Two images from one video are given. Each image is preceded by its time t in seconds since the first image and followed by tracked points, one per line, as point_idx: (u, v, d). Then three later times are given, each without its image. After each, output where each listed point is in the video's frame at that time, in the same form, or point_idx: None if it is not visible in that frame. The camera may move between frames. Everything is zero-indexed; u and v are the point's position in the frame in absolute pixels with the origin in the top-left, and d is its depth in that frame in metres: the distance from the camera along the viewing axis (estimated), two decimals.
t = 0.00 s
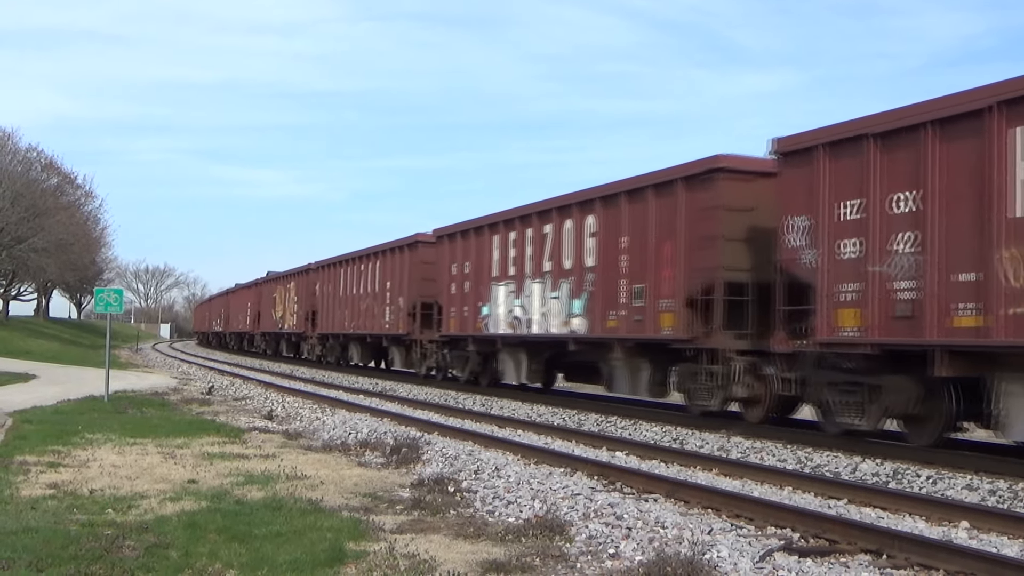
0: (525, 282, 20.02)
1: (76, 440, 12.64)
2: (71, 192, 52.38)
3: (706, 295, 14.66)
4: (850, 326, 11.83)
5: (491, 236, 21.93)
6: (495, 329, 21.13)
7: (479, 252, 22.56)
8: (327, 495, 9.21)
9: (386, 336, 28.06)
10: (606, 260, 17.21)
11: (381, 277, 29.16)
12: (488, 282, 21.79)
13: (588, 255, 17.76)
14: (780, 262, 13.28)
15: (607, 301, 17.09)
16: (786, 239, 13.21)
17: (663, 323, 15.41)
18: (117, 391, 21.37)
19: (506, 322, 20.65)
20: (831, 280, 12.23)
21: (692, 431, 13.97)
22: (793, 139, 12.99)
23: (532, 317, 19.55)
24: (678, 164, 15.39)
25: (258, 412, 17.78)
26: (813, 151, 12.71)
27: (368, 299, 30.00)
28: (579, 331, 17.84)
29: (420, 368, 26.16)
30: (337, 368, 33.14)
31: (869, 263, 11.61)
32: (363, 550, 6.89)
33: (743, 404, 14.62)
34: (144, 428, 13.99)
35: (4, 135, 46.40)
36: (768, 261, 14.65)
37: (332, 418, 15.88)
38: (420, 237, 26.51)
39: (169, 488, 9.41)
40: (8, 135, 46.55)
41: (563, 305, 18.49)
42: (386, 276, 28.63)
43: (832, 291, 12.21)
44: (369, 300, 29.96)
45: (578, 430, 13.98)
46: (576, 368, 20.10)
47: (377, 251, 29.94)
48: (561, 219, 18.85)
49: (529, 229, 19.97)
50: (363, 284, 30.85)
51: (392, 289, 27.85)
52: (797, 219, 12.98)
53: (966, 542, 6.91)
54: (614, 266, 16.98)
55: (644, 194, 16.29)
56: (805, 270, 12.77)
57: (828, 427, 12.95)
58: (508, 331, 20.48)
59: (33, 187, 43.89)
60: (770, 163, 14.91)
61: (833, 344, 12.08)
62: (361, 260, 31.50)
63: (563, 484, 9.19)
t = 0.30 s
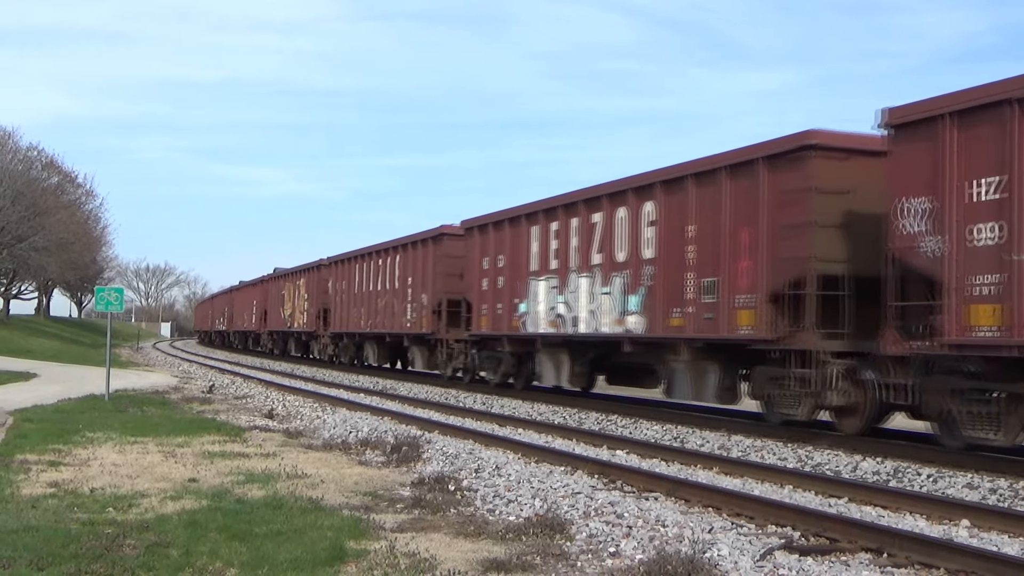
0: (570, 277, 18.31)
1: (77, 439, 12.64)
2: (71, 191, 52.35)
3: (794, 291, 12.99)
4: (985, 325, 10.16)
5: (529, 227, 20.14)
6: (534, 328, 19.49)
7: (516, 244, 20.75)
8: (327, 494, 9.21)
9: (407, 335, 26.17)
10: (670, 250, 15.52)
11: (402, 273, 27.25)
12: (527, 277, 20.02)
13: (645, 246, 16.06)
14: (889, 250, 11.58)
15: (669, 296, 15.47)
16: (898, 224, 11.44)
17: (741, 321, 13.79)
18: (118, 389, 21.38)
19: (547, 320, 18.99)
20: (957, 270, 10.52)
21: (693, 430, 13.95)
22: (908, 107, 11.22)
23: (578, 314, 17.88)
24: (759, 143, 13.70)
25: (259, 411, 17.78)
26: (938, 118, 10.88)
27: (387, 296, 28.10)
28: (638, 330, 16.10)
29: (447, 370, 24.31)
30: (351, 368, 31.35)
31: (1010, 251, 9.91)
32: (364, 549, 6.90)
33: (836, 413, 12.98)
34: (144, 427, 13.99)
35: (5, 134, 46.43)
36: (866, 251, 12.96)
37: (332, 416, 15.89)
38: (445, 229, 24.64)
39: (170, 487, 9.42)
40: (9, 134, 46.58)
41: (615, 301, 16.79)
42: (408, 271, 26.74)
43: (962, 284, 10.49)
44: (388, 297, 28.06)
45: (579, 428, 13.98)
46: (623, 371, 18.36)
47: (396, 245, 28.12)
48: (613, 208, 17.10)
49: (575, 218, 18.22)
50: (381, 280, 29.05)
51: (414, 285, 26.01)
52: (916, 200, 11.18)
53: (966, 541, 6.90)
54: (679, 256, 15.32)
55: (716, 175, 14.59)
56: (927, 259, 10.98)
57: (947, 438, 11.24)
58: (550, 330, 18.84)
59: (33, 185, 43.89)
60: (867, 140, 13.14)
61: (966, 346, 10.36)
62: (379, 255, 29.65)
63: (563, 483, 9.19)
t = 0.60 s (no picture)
0: (623, 270, 16.27)
1: (77, 437, 12.64)
2: (72, 190, 52.29)
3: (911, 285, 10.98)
4: None
5: (573, 216, 17.95)
6: (580, 327, 17.40)
7: (557, 235, 18.56)
8: (328, 492, 9.21)
9: (430, 335, 24.33)
10: (750, 239, 13.44)
11: (425, 268, 25.36)
12: (571, 271, 17.92)
13: (718, 235, 14.06)
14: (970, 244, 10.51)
15: (747, 291, 13.47)
16: None
17: (840, 318, 11.80)
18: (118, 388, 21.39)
19: (596, 319, 16.96)
20: None
21: (693, 428, 13.97)
22: None
23: (634, 312, 15.89)
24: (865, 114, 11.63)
25: (259, 409, 17.79)
26: None
27: (408, 293, 26.21)
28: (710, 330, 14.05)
29: (477, 372, 22.22)
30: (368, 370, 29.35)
31: None
32: (364, 548, 6.89)
33: (954, 424, 11.18)
34: (145, 426, 14.00)
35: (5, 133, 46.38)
36: (994, 238, 10.94)
37: (333, 415, 15.90)
38: (475, 219, 22.89)
39: (170, 485, 9.42)
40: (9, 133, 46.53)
41: (679, 296, 14.85)
42: (432, 265, 24.79)
43: None
44: (409, 294, 26.20)
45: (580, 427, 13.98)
46: (684, 374, 16.37)
47: (415, 238, 26.36)
48: (681, 189, 14.89)
49: (629, 205, 16.14)
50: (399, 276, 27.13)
51: (439, 280, 24.07)
52: None
53: (967, 539, 6.90)
54: (759, 245, 13.27)
55: (726, 172, 13.95)
56: None
57: None
58: (600, 329, 16.78)
59: (34, 184, 43.86)
60: (995, 109, 11.06)
61: None
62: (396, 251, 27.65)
63: (564, 481, 9.19)
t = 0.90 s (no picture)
0: (690, 262, 14.43)
1: (79, 435, 12.66)
2: (73, 188, 52.33)
3: None
4: None
5: (628, 203, 15.99)
6: (636, 327, 15.54)
7: (608, 224, 16.58)
8: (329, 491, 9.22)
9: (458, 335, 22.70)
10: (854, 226, 11.59)
11: (451, 263, 23.69)
12: (627, 263, 15.94)
13: (810, 222, 12.24)
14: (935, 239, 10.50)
15: (847, 285, 11.67)
16: None
17: (972, 316, 10.00)
18: (120, 386, 21.42)
19: (655, 317, 15.10)
20: None
21: (694, 427, 13.96)
22: None
23: (703, 309, 14.07)
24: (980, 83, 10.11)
25: (261, 407, 17.81)
26: None
27: (430, 289, 24.61)
28: (804, 330, 12.21)
29: (511, 375, 20.53)
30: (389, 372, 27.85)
31: None
32: (365, 546, 6.90)
33: None
34: (147, 424, 14.02)
35: (7, 131, 46.45)
36: None
37: (334, 413, 15.90)
38: (509, 210, 20.76)
39: (172, 483, 9.43)
40: (10, 131, 46.59)
41: (761, 291, 12.99)
42: (461, 259, 23.13)
43: None
44: (432, 291, 24.59)
45: (581, 426, 13.98)
46: (745, 375, 14.89)
47: (439, 231, 24.69)
48: (757, 171, 13.17)
49: (699, 189, 14.23)
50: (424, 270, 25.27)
51: (469, 274, 22.42)
52: None
53: (968, 539, 6.91)
54: (866, 233, 11.42)
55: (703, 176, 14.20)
56: None
57: None
58: (661, 329, 14.93)
59: (35, 183, 43.90)
60: None
61: None
62: (419, 244, 25.80)
63: (565, 479, 9.20)
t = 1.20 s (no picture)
0: (775, 253, 12.86)
1: (79, 433, 12.67)
2: (74, 186, 52.35)
3: None
4: None
5: (695, 188, 14.45)
6: (707, 326, 14.06)
7: (670, 212, 15.04)
8: (330, 489, 9.23)
9: (490, 334, 21.17)
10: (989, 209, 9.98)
11: (482, 258, 21.98)
12: (693, 256, 14.42)
13: (932, 205, 10.61)
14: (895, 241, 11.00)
15: (979, 278, 10.05)
16: None
17: None
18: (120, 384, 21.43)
19: (730, 316, 13.63)
20: None
21: (694, 426, 13.94)
22: None
23: (791, 306, 12.52)
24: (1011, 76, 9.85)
25: (261, 406, 17.80)
26: None
27: (458, 286, 22.94)
28: (923, 330, 10.64)
29: (550, 378, 19.09)
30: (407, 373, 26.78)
31: None
32: (366, 544, 6.91)
33: None
34: (148, 422, 14.03)
35: (8, 129, 46.45)
36: None
37: (335, 412, 15.89)
38: (551, 197, 19.23)
39: (173, 481, 9.44)
40: (10, 129, 46.59)
41: (864, 285, 11.39)
42: (492, 254, 21.38)
43: None
44: (460, 287, 22.93)
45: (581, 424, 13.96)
46: (825, 381, 13.49)
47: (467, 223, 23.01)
48: (809, 161, 12.33)
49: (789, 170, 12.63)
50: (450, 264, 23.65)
51: (502, 270, 20.83)
52: None
53: (968, 538, 6.90)
54: (1005, 218, 9.81)
55: (681, 181, 14.81)
56: None
57: None
58: (737, 328, 13.49)
59: (36, 181, 43.92)
60: None
61: None
62: (441, 237, 24.29)
63: (566, 478, 9.20)
